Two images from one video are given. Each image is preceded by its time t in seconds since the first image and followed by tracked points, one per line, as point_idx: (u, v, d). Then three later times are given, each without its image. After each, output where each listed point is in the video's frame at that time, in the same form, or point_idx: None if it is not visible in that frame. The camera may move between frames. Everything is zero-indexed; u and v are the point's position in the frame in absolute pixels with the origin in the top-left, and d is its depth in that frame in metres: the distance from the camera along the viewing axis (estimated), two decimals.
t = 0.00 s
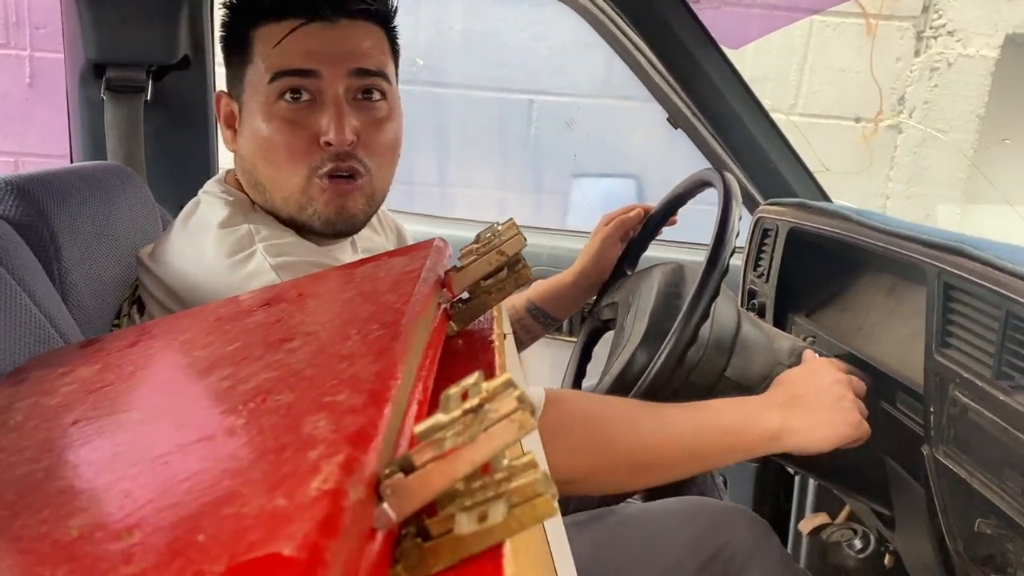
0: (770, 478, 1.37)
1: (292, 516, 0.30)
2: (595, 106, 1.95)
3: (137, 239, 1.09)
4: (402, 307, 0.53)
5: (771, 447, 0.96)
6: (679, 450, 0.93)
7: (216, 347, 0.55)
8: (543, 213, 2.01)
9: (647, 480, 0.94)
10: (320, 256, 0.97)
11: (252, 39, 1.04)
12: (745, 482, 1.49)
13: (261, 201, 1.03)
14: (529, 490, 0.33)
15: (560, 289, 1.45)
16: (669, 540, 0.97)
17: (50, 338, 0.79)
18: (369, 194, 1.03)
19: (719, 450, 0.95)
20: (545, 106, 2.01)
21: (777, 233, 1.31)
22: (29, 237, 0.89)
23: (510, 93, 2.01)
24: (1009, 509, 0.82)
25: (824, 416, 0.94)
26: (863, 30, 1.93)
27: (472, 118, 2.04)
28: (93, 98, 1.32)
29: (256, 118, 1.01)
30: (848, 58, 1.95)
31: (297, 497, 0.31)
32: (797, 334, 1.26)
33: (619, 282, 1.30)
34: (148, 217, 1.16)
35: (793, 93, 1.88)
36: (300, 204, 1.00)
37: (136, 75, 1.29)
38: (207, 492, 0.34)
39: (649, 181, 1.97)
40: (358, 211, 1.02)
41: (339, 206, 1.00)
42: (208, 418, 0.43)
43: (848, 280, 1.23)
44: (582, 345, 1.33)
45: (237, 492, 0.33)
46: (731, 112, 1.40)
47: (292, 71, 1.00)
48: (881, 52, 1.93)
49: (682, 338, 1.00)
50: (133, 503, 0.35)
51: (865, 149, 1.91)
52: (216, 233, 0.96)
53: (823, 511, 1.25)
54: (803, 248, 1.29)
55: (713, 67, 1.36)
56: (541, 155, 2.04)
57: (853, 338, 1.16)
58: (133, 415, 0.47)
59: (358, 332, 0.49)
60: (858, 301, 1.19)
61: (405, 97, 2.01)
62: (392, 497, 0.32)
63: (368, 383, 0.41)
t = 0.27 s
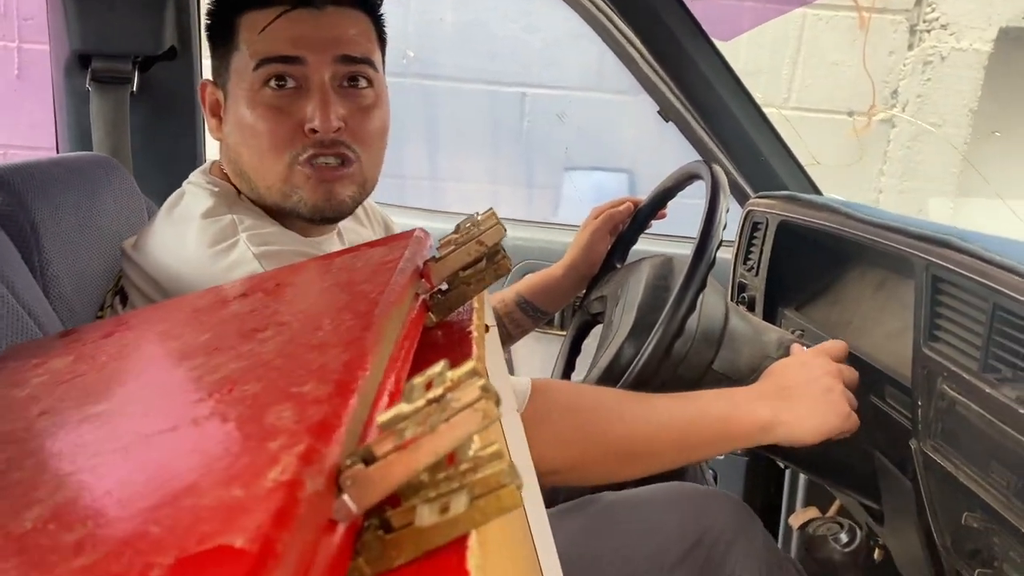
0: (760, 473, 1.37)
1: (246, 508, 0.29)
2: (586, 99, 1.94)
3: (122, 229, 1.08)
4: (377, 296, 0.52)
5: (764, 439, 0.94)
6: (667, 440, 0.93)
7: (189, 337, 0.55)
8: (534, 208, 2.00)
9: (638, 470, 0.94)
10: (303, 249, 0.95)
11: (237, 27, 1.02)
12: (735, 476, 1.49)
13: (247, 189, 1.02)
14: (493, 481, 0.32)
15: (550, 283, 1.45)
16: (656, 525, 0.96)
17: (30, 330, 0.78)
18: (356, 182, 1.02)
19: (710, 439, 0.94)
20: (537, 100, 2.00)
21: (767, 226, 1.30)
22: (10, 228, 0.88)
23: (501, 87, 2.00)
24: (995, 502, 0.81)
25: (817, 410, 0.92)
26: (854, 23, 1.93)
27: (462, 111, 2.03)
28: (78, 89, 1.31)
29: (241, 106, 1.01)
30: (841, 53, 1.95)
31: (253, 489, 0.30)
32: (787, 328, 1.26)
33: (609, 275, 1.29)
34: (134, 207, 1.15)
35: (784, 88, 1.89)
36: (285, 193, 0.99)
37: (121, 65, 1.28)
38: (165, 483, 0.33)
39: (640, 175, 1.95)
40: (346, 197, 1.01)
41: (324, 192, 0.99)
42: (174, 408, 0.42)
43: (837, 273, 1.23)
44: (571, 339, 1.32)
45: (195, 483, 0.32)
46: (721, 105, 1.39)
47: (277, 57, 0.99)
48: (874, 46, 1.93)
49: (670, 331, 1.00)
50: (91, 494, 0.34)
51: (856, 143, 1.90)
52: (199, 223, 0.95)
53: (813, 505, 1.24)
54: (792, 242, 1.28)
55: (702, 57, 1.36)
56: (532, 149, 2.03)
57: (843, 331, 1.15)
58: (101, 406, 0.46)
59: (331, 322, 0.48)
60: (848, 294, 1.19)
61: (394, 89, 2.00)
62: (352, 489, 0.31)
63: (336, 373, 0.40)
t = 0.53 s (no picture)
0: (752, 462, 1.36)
1: (213, 476, 0.28)
2: (578, 88, 1.93)
3: (109, 214, 1.07)
4: (358, 273, 0.51)
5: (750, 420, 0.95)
6: (658, 424, 0.92)
7: (169, 315, 0.54)
8: (526, 198, 1.95)
9: (628, 454, 0.93)
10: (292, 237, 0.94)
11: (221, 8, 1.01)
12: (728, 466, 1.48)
13: (231, 174, 1.01)
14: (471, 452, 0.32)
15: (542, 271, 1.44)
16: (647, 511, 0.96)
17: (12, 314, 0.78)
18: (340, 168, 1.01)
19: (700, 420, 0.93)
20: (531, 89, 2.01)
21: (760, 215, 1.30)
22: None
23: (495, 75, 2.01)
24: (986, 487, 0.81)
25: (799, 393, 0.93)
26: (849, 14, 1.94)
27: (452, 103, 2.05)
28: (65, 75, 1.29)
29: (224, 89, 0.99)
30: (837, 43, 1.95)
31: (222, 457, 0.29)
32: (779, 316, 1.26)
33: (601, 263, 1.29)
34: (120, 192, 1.14)
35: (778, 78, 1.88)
36: (268, 178, 0.98)
37: (108, 51, 1.27)
38: (133, 455, 0.32)
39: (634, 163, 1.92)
40: (331, 182, 1.00)
41: (308, 178, 0.98)
42: (148, 383, 0.41)
43: (829, 260, 1.22)
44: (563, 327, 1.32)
45: (163, 453, 0.31)
46: (714, 93, 1.38)
47: (261, 39, 0.97)
48: (868, 37, 1.92)
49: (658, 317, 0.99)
50: (59, 465, 0.33)
51: (851, 133, 1.89)
52: (183, 209, 0.94)
53: (805, 494, 1.24)
54: (785, 230, 1.28)
55: (694, 42, 1.35)
56: (526, 138, 2.03)
57: (836, 319, 1.15)
58: (76, 382, 0.45)
59: (311, 298, 0.48)
60: (841, 281, 1.18)
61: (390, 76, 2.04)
62: (324, 459, 0.30)
63: (313, 346, 0.39)
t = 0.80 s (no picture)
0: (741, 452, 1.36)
1: (170, 446, 0.27)
2: (568, 77, 1.92)
3: (93, 199, 1.06)
4: (334, 252, 0.50)
5: (741, 405, 0.95)
6: (646, 407, 0.92)
7: (144, 295, 0.53)
8: (515, 188, 1.98)
9: (617, 438, 0.93)
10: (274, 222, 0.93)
11: None
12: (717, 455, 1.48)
13: (213, 160, 1.00)
14: (438, 423, 0.31)
15: (530, 261, 1.43)
16: (633, 499, 0.95)
17: None
18: (323, 155, 1.01)
19: (689, 404, 0.93)
20: (522, 79, 1.99)
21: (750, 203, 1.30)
22: None
23: (486, 65, 2.00)
24: (972, 473, 0.80)
25: (796, 379, 0.92)
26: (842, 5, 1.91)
27: (443, 92, 2.04)
28: (49, 61, 1.28)
29: (206, 73, 0.98)
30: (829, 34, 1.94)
31: (180, 427, 0.28)
32: (768, 305, 1.25)
33: (589, 252, 1.28)
34: (104, 177, 1.13)
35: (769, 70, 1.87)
36: (250, 167, 0.98)
37: (92, 37, 1.25)
38: (93, 427, 0.31)
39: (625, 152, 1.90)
40: (313, 176, 1.00)
41: (291, 170, 0.98)
42: (117, 359, 0.40)
43: (819, 249, 1.22)
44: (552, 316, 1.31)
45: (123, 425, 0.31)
46: (705, 81, 1.37)
47: (243, 24, 0.95)
48: (861, 28, 1.90)
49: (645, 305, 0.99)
50: (19, 438, 0.33)
51: (841, 124, 1.89)
52: (165, 193, 0.93)
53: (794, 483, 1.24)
54: (774, 219, 1.27)
55: (685, 31, 1.33)
56: (517, 128, 2.02)
57: (825, 307, 1.14)
58: (45, 359, 0.45)
59: (284, 276, 0.47)
60: (830, 270, 1.18)
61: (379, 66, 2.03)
62: (288, 430, 0.30)
63: (282, 320, 0.38)
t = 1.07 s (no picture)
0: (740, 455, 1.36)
1: (165, 447, 0.27)
2: (566, 80, 1.92)
3: (90, 200, 1.06)
4: (331, 253, 0.50)
5: (744, 408, 0.94)
6: (647, 407, 0.92)
7: (142, 296, 0.53)
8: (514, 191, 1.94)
9: (618, 438, 0.93)
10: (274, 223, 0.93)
11: None
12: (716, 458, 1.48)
13: (212, 161, 1.00)
14: (434, 423, 0.31)
15: (528, 263, 1.43)
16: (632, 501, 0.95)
17: None
18: (323, 155, 1.00)
19: (690, 405, 0.93)
20: (520, 82, 1.99)
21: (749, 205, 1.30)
22: None
23: (485, 67, 2.01)
24: (969, 476, 0.80)
25: (797, 382, 0.93)
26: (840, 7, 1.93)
27: (442, 95, 2.04)
28: (47, 62, 1.28)
29: (205, 75, 0.98)
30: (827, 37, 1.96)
31: (176, 428, 0.28)
32: (767, 308, 1.25)
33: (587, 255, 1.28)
34: (101, 177, 1.13)
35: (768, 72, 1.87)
36: (250, 166, 0.97)
37: (91, 38, 1.25)
38: (90, 428, 0.31)
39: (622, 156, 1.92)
40: (316, 169, 1.00)
41: (292, 166, 0.97)
42: (113, 360, 0.40)
43: (817, 251, 1.22)
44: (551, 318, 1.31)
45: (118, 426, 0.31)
46: (704, 85, 1.38)
47: (243, 26, 0.96)
48: (860, 29, 1.92)
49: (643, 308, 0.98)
50: (15, 438, 0.33)
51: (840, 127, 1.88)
52: (163, 192, 0.93)
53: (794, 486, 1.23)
54: (773, 222, 1.27)
55: (684, 35, 1.34)
56: (516, 130, 2.02)
57: (824, 310, 1.14)
58: (42, 360, 0.44)
59: (281, 277, 0.47)
60: (829, 272, 1.18)
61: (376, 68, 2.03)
62: (283, 431, 0.30)
63: (278, 322, 0.38)
